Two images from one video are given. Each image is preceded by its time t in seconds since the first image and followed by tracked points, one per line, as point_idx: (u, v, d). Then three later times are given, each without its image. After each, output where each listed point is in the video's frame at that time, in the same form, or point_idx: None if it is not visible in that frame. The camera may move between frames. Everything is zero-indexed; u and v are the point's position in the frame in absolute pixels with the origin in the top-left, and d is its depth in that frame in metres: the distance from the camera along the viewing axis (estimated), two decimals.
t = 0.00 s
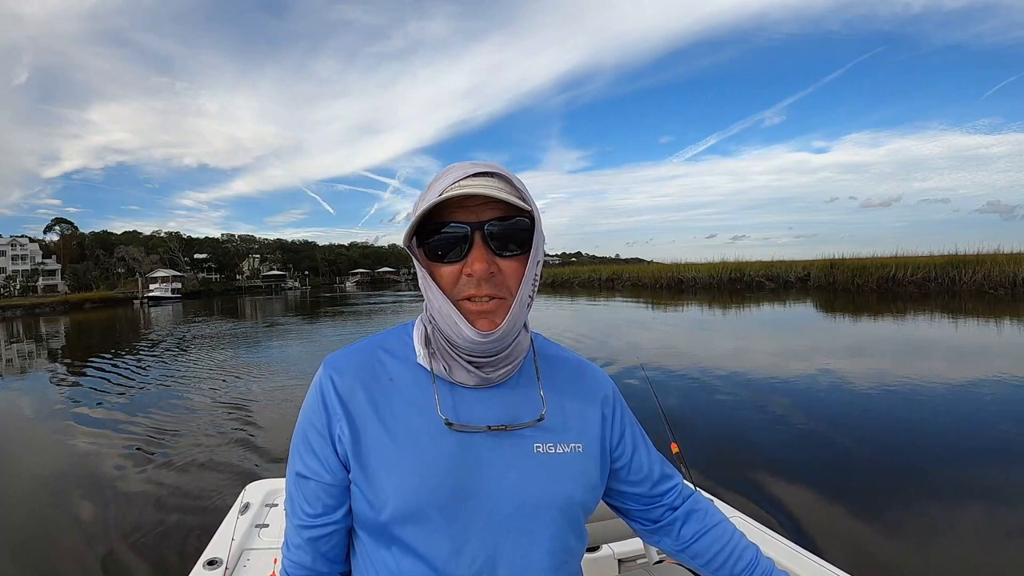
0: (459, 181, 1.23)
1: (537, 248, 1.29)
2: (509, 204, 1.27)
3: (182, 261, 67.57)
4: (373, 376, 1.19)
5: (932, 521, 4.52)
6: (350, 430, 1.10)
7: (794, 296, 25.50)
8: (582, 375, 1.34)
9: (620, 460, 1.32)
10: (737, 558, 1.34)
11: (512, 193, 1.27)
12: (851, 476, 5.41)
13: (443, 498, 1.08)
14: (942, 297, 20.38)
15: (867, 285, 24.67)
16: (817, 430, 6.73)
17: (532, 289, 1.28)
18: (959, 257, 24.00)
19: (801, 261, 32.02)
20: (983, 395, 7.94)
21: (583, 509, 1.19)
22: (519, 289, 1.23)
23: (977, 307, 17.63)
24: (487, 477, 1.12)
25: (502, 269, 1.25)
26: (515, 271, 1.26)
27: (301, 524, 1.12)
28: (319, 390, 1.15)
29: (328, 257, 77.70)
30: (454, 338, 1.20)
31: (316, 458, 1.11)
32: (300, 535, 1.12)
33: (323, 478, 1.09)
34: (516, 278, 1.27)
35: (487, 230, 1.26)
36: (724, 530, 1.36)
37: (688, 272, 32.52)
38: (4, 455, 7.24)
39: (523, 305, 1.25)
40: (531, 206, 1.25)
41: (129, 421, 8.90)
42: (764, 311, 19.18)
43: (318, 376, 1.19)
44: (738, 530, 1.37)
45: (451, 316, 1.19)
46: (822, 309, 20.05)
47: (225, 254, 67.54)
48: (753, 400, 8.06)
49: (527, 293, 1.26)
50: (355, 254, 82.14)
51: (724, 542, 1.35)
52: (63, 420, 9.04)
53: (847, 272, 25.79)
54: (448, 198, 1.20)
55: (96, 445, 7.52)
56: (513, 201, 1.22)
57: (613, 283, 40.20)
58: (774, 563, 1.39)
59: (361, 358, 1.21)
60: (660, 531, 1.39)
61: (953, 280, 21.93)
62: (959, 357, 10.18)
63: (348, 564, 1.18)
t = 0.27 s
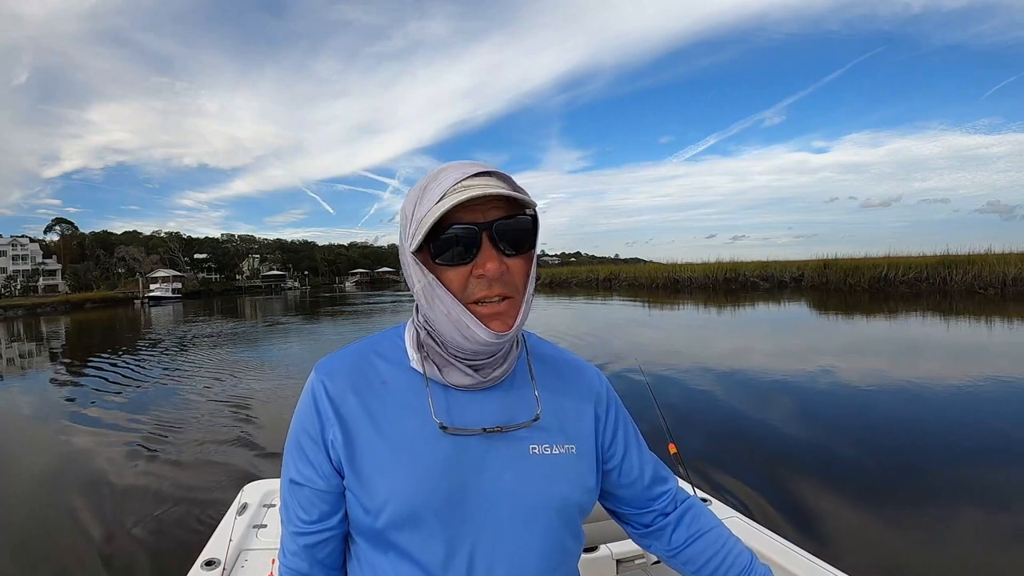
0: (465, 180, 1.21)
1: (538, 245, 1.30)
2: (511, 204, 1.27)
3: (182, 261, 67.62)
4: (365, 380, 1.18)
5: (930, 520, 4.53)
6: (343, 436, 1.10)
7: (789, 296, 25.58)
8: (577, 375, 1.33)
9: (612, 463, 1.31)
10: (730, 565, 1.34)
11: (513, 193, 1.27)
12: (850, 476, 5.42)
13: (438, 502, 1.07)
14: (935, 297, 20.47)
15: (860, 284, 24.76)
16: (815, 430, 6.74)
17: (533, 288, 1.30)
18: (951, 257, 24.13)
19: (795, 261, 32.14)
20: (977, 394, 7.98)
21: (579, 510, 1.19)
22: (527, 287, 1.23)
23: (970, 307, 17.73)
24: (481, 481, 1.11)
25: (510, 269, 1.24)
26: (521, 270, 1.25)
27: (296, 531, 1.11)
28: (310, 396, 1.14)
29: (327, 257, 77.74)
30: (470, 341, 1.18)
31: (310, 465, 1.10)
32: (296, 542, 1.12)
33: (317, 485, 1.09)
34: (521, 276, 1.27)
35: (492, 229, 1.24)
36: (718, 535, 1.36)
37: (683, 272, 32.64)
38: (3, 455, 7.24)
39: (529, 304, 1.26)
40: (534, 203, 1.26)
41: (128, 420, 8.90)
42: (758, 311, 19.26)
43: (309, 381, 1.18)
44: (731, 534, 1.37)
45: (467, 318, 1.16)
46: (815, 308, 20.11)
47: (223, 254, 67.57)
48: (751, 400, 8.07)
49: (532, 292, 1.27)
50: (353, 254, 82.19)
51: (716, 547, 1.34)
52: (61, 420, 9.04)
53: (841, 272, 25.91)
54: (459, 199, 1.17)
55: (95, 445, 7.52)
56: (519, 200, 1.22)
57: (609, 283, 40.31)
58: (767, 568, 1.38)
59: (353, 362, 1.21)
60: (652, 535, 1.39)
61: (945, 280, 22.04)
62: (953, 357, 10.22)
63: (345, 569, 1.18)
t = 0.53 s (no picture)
0: (485, 180, 1.20)
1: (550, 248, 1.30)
2: (528, 205, 1.25)
3: (181, 261, 67.63)
4: (357, 381, 1.17)
5: (929, 521, 4.53)
6: (335, 437, 1.09)
7: (784, 296, 25.61)
8: (570, 372, 1.33)
9: (608, 461, 1.31)
10: (730, 563, 1.33)
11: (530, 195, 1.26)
12: (848, 476, 5.41)
13: (431, 501, 1.07)
14: (929, 297, 20.53)
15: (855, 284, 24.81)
16: (813, 430, 6.75)
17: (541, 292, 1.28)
18: (944, 257, 24.22)
19: (790, 262, 32.16)
20: (972, 394, 8.00)
21: (575, 509, 1.18)
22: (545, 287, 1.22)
23: (964, 306, 17.78)
24: (475, 479, 1.11)
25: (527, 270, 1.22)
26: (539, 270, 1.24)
27: (288, 533, 1.11)
28: (301, 397, 1.14)
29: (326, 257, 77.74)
30: (492, 341, 1.15)
31: (301, 466, 1.10)
32: (288, 545, 1.11)
33: (309, 486, 1.09)
34: (534, 277, 1.25)
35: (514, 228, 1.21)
36: (718, 534, 1.35)
37: (679, 272, 32.67)
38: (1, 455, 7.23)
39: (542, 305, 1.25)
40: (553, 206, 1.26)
41: (126, 420, 8.89)
42: (753, 311, 19.29)
43: (300, 383, 1.17)
44: (730, 533, 1.36)
45: (487, 314, 1.13)
46: (810, 308, 20.11)
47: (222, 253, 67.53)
48: (750, 400, 8.07)
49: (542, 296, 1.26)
50: (352, 254, 82.16)
51: (717, 547, 1.34)
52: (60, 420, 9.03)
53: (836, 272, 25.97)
54: (492, 195, 1.13)
55: (93, 444, 7.51)
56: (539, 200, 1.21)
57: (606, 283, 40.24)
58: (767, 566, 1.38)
59: (344, 362, 1.20)
60: (652, 535, 1.38)
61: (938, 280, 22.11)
62: (947, 357, 10.25)
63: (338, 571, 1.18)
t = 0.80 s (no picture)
0: (493, 175, 1.19)
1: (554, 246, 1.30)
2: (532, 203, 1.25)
3: (180, 261, 67.69)
4: (357, 381, 1.16)
5: (929, 521, 4.52)
6: (334, 437, 1.09)
7: (780, 296, 25.59)
8: (570, 372, 1.32)
9: (608, 461, 1.30)
10: (730, 564, 1.32)
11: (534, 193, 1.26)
12: (848, 476, 5.41)
13: (431, 503, 1.06)
14: (924, 297, 20.53)
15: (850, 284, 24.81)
16: (811, 429, 6.74)
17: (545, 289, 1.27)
18: (937, 257, 24.26)
19: (786, 262, 32.23)
20: (968, 394, 8.00)
21: (575, 510, 1.18)
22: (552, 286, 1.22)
23: (959, 306, 17.79)
24: (475, 480, 1.10)
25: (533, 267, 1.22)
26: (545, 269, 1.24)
27: (286, 533, 1.10)
28: (300, 398, 1.13)
29: (322, 256, 77.82)
30: (501, 338, 1.14)
31: (300, 467, 1.09)
32: (286, 546, 1.11)
33: (307, 487, 1.08)
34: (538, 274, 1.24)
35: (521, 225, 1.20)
36: (717, 535, 1.35)
37: (675, 272, 32.74)
38: None
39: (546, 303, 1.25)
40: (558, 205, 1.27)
41: (125, 420, 8.88)
42: (749, 310, 19.32)
43: (298, 383, 1.17)
44: (730, 533, 1.36)
45: (499, 312, 1.12)
46: (804, 308, 20.07)
47: (220, 253, 67.47)
48: (747, 400, 8.06)
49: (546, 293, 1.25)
50: (351, 254, 82.13)
51: (717, 547, 1.33)
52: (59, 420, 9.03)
53: (831, 271, 25.98)
54: (504, 193, 1.13)
55: (92, 444, 7.50)
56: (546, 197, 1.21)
57: (604, 283, 40.33)
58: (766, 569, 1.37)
59: (343, 362, 1.19)
60: (651, 535, 1.37)
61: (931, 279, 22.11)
62: (943, 356, 10.25)
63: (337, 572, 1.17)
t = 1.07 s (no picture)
0: (508, 180, 1.21)
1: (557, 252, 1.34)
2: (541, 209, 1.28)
3: (179, 261, 67.65)
4: (360, 383, 1.18)
5: (928, 520, 4.53)
6: (337, 440, 1.10)
7: (775, 296, 25.61)
8: (571, 371, 1.33)
9: (610, 460, 1.31)
10: (730, 562, 1.34)
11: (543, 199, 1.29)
12: (847, 475, 5.42)
13: (435, 503, 1.07)
14: (918, 296, 20.57)
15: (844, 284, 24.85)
16: (809, 429, 6.75)
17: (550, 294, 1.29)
18: (930, 257, 24.35)
19: (781, 261, 32.28)
20: (963, 393, 8.02)
21: (577, 510, 1.19)
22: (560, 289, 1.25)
23: (953, 306, 17.83)
24: (477, 481, 1.11)
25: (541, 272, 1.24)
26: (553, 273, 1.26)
27: (290, 536, 1.11)
28: (303, 400, 1.14)
29: (321, 256, 77.86)
30: (514, 339, 1.15)
31: (303, 470, 1.11)
32: (290, 549, 1.12)
33: (311, 489, 1.10)
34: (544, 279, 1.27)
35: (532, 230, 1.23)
36: (717, 534, 1.36)
37: (671, 272, 32.77)
38: None
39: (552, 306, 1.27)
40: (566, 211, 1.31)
41: (124, 420, 8.89)
42: (744, 310, 19.34)
43: (301, 386, 1.18)
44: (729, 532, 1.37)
45: (516, 312, 1.13)
46: (798, 307, 20.08)
47: (218, 253, 67.47)
48: (745, 400, 8.07)
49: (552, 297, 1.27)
50: (349, 254, 82.13)
51: (716, 547, 1.34)
52: (58, 420, 9.03)
53: (825, 271, 26.01)
54: (525, 197, 1.14)
55: (91, 445, 7.51)
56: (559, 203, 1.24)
57: (601, 282, 40.33)
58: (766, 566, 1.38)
59: (345, 365, 1.20)
60: (651, 535, 1.39)
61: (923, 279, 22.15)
62: (937, 356, 10.27)
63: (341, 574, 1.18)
